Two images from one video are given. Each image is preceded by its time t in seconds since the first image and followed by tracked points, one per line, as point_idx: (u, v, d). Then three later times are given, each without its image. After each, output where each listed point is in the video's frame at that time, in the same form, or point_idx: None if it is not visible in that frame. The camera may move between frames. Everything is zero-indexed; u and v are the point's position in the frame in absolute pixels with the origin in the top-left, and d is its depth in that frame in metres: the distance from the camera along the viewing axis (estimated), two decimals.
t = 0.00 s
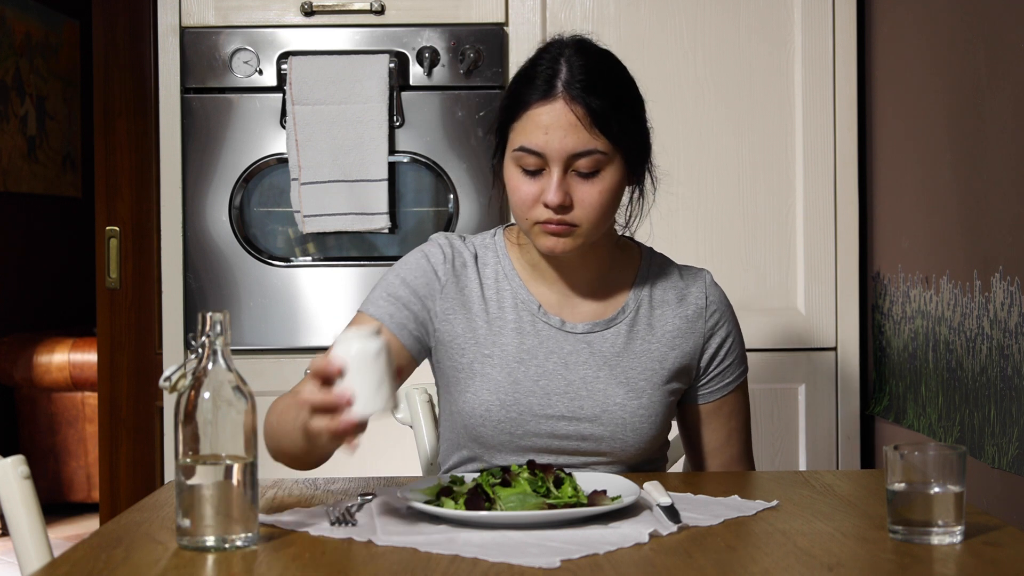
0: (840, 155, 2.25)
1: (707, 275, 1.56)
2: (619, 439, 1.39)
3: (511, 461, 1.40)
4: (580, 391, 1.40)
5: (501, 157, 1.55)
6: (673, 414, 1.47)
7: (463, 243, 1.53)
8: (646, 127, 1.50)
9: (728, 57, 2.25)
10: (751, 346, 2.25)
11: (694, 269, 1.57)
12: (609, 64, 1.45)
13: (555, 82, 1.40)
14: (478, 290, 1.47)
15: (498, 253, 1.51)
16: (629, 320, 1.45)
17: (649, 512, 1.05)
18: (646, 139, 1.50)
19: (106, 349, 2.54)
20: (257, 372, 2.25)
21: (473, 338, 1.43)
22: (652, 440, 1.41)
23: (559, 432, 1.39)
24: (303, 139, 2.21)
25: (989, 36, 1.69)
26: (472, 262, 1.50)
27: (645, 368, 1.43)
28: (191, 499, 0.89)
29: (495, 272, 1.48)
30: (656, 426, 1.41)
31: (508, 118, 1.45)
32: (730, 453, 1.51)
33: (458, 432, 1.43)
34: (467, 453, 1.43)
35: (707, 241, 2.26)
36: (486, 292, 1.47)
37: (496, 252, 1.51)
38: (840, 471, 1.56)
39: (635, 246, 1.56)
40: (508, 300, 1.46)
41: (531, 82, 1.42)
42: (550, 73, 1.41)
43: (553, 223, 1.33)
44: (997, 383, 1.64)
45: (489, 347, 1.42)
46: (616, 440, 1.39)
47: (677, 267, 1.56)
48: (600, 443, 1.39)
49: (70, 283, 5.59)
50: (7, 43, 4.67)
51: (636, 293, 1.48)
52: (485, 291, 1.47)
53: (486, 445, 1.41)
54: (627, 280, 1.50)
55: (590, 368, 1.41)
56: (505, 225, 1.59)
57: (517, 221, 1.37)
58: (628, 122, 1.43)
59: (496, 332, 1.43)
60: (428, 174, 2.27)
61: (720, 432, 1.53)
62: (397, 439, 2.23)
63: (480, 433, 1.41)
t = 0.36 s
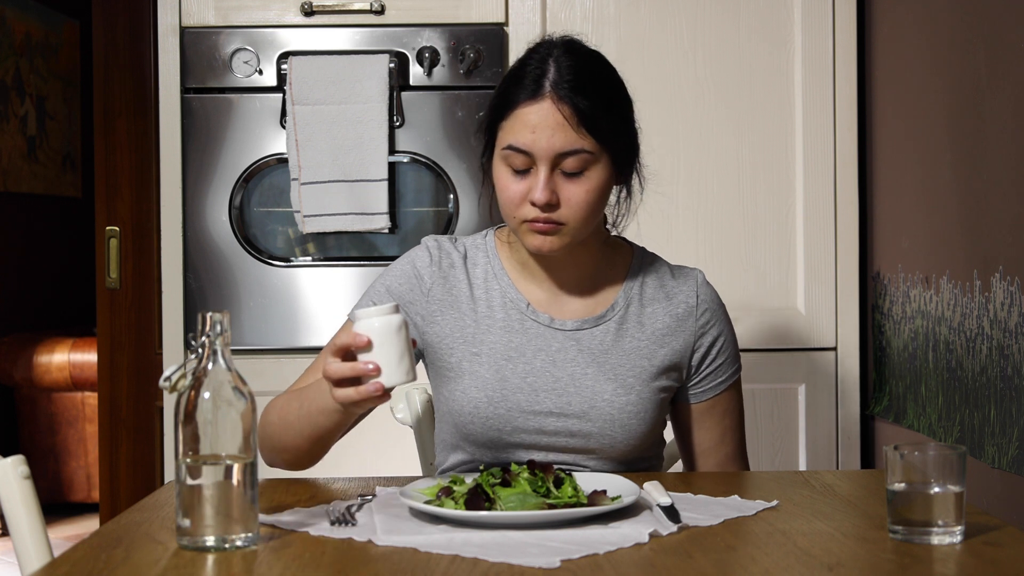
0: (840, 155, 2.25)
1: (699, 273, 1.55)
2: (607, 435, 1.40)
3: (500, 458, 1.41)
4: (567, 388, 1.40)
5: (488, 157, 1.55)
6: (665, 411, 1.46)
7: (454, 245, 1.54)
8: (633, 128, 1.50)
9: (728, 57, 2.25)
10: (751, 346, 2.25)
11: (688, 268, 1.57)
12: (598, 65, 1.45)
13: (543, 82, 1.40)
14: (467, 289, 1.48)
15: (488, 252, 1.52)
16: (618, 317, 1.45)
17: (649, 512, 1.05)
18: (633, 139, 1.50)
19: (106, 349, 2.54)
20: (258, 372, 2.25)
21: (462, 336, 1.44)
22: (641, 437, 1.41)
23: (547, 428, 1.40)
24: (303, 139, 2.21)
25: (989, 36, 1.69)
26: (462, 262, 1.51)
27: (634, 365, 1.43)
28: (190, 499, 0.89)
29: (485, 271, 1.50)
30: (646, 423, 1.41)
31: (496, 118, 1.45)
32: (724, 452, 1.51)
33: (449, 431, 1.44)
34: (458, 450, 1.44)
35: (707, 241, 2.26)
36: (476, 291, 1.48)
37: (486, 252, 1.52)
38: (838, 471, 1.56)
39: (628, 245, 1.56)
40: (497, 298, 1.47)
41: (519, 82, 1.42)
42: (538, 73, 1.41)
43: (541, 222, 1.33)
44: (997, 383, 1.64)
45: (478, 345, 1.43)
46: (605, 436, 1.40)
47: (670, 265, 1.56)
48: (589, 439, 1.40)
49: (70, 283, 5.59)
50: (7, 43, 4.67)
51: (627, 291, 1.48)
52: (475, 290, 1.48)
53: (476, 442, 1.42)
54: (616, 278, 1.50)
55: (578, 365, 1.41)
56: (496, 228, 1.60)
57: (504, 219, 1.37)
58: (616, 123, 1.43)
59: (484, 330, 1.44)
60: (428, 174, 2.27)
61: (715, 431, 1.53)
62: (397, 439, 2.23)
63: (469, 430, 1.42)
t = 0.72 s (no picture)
0: (840, 154, 2.25)
1: (697, 271, 1.55)
2: (604, 429, 1.40)
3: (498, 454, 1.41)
4: (564, 382, 1.40)
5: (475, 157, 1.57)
6: (663, 408, 1.46)
7: (452, 246, 1.55)
8: (617, 123, 1.50)
9: (727, 57, 2.25)
10: (751, 346, 2.25)
11: (686, 266, 1.57)
12: (577, 59, 1.47)
13: (518, 74, 1.42)
14: (464, 287, 1.49)
15: (486, 250, 1.52)
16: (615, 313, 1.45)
17: (649, 512, 1.05)
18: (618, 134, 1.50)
19: (106, 349, 2.54)
20: (257, 372, 2.25)
21: (459, 334, 1.45)
22: (638, 431, 1.41)
23: (544, 422, 1.40)
24: (302, 140, 2.21)
25: (989, 36, 1.69)
26: (461, 261, 1.52)
27: (630, 360, 1.42)
28: (190, 499, 0.89)
29: (482, 269, 1.50)
30: (642, 417, 1.41)
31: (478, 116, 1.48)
32: (723, 451, 1.51)
33: (448, 428, 1.45)
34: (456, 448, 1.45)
35: (706, 241, 2.26)
36: (473, 289, 1.49)
37: (484, 251, 1.52)
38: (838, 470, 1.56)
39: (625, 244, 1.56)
40: (494, 296, 1.47)
41: (497, 77, 1.45)
42: (514, 67, 1.43)
43: (517, 212, 1.33)
44: (997, 383, 1.64)
45: (475, 342, 1.44)
46: (601, 430, 1.39)
47: (669, 264, 1.56)
48: (586, 434, 1.40)
49: (70, 283, 5.59)
50: (7, 43, 4.67)
51: (624, 287, 1.48)
52: (472, 288, 1.49)
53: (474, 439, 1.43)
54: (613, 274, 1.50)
55: (574, 361, 1.41)
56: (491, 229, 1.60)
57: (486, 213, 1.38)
58: (594, 113, 1.44)
59: (481, 327, 1.45)
60: (428, 174, 2.27)
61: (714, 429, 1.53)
62: (397, 439, 2.23)
63: (466, 427, 1.42)
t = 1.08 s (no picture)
0: (840, 154, 2.25)
1: (702, 272, 1.55)
2: (606, 426, 1.40)
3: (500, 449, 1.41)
4: (566, 379, 1.40)
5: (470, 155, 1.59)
6: (667, 406, 1.46)
7: (457, 241, 1.57)
8: (605, 108, 1.52)
9: (728, 57, 2.25)
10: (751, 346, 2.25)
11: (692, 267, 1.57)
12: (556, 52, 1.49)
13: (499, 72, 1.45)
14: (469, 285, 1.50)
15: (493, 248, 1.54)
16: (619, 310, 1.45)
17: (649, 512, 1.05)
18: (607, 119, 1.52)
19: (106, 349, 2.54)
20: (257, 372, 2.25)
21: (463, 330, 1.46)
22: (641, 428, 1.41)
23: (546, 418, 1.40)
24: (302, 140, 2.21)
25: (989, 36, 1.69)
26: (467, 259, 1.53)
27: (634, 357, 1.43)
28: (190, 499, 0.89)
29: (488, 266, 1.51)
30: (645, 415, 1.41)
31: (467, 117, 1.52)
32: (725, 451, 1.51)
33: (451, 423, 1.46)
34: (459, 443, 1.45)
35: (707, 241, 2.26)
36: (479, 286, 1.50)
37: (489, 247, 1.54)
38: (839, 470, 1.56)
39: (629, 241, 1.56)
40: (498, 292, 1.48)
41: (480, 77, 1.48)
42: (495, 66, 1.47)
43: (505, 208, 1.38)
44: (997, 383, 1.64)
45: (479, 337, 1.45)
46: (604, 427, 1.40)
47: (675, 265, 1.56)
48: (588, 430, 1.40)
49: (70, 282, 5.59)
50: (7, 43, 4.67)
51: (628, 285, 1.48)
52: (478, 286, 1.50)
53: (477, 434, 1.43)
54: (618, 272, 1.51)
55: (577, 357, 1.42)
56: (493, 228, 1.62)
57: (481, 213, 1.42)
58: (577, 105, 1.46)
59: (485, 324, 1.46)
60: (428, 174, 2.27)
61: (716, 429, 1.54)
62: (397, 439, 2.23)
63: (469, 422, 1.42)
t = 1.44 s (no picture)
0: (840, 155, 2.25)
1: (708, 269, 1.54)
2: (610, 424, 1.40)
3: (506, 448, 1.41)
4: (571, 377, 1.41)
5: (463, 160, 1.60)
6: (672, 404, 1.46)
7: (461, 242, 1.57)
8: (587, 95, 1.52)
9: (728, 57, 2.25)
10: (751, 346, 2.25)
11: (697, 264, 1.56)
12: (531, 50, 1.50)
13: (477, 77, 1.46)
14: (474, 285, 1.50)
15: (497, 248, 1.54)
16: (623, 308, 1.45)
17: (649, 512, 1.05)
18: (591, 106, 1.52)
19: (106, 349, 2.54)
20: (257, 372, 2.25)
21: (467, 329, 1.46)
22: (646, 426, 1.41)
23: (551, 417, 1.40)
24: (302, 139, 2.21)
25: (989, 36, 1.69)
26: (472, 260, 1.53)
27: (639, 355, 1.42)
28: (190, 499, 0.89)
29: (493, 266, 1.52)
30: (650, 412, 1.41)
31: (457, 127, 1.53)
32: (731, 449, 1.51)
33: (457, 423, 1.46)
34: (464, 442, 1.46)
35: (706, 241, 2.26)
36: (483, 286, 1.50)
37: (493, 247, 1.54)
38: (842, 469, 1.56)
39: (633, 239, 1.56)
40: (502, 292, 1.48)
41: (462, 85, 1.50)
42: (473, 72, 1.48)
43: (502, 209, 1.39)
44: (997, 383, 1.64)
45: (483, 337, 1.45)
46: (609, 425, 1.40)
47: (680, 261, 1.55)
48: (593, 428, 1.40)
49: (70, 282, 5.59)
50: (7, 43, 4.67)
51: (633, 282, 1.48)
52: (482, 285, 1.50)
53: (482, 433, 1.43)
54: (621, 270, 1.51)
55: (581, 355, 1.42)
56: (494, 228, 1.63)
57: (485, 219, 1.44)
58: (560, 97, 1.46)
59: (490, 323, 1.46)
60: (428, 174, 2.27)
61: (720, 427, 1.53)
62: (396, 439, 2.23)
63: (474, 421, 1.43)
